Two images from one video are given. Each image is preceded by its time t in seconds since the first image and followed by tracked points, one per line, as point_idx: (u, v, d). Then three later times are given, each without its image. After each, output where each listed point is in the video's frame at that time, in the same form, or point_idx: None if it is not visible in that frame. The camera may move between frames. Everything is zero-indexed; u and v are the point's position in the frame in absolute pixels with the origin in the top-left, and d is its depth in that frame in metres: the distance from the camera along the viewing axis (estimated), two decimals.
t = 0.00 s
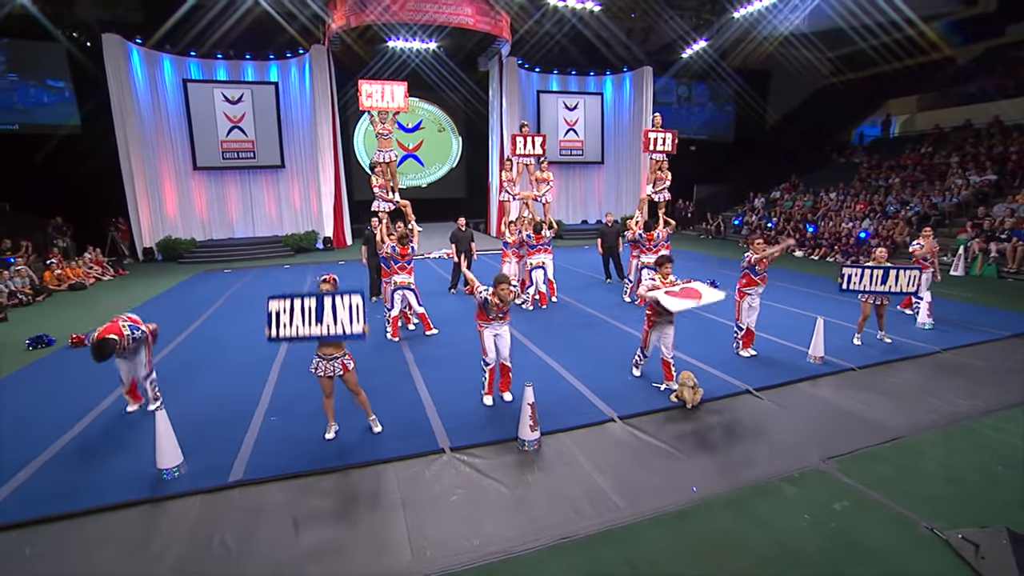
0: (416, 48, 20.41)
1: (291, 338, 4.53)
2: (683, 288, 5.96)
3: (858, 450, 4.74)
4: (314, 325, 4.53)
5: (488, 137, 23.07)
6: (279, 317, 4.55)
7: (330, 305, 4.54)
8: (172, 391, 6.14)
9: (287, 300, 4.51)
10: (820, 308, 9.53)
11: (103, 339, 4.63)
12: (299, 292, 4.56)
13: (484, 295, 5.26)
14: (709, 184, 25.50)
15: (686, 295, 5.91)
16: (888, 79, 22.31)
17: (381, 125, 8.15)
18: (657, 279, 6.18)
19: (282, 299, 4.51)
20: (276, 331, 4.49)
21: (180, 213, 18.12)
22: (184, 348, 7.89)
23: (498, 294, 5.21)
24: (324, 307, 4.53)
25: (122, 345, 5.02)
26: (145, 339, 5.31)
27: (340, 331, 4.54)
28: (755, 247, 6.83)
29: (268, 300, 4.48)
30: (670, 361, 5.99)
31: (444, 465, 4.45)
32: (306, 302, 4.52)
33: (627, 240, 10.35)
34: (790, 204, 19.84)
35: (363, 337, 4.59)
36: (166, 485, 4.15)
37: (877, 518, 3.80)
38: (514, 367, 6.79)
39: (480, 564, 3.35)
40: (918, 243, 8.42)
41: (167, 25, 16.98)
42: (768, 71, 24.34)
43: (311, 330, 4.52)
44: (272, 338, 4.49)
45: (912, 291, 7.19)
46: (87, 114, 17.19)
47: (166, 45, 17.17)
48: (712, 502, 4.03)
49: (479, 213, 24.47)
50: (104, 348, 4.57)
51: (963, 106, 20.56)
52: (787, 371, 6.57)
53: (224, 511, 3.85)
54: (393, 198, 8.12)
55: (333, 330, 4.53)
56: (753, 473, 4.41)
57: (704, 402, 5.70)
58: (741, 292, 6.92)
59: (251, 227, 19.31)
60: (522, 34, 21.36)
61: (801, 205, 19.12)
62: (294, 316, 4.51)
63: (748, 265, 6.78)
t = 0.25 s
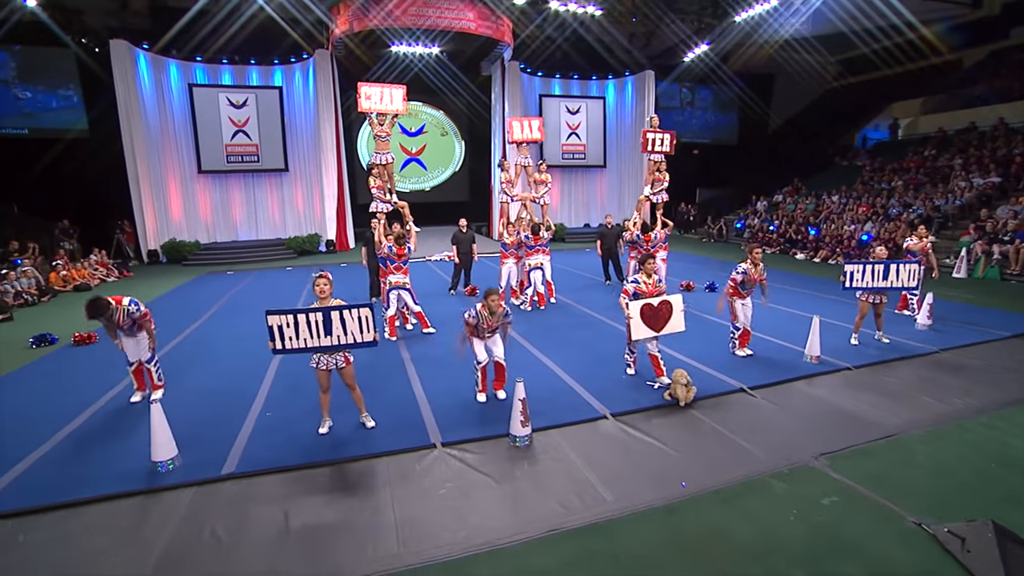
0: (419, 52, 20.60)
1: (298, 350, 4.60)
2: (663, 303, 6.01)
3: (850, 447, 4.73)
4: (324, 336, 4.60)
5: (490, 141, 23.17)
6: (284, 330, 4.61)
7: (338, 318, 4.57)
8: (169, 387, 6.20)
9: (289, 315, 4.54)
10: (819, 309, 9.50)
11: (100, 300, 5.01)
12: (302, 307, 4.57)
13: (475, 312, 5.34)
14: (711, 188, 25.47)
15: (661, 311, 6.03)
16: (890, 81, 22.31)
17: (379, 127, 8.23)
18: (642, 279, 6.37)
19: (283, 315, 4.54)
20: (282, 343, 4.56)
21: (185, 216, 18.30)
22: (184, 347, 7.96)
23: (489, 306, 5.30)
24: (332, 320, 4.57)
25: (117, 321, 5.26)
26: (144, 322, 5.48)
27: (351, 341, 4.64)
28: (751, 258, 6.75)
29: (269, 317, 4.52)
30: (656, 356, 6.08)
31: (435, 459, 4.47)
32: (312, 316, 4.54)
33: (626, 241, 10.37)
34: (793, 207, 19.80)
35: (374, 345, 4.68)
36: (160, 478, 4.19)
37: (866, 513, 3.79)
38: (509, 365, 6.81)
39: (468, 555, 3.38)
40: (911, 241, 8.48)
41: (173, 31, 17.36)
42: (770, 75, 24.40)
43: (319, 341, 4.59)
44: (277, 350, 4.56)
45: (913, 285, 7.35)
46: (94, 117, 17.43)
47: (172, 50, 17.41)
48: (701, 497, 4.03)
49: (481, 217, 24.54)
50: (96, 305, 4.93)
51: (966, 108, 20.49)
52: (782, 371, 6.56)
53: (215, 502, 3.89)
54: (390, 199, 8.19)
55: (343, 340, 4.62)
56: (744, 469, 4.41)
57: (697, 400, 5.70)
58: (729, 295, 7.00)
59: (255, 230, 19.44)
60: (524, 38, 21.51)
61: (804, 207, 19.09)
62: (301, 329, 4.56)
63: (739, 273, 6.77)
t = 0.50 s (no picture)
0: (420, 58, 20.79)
1: (292, 344, 4.63)
2: (652, 283, 5.99)
3: (838, 443, 4.74)
4: (320, 330, 4.65)
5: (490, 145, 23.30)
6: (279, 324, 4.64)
7: (335, 312, 4.64)
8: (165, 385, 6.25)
9: (285, 308, 4.58)
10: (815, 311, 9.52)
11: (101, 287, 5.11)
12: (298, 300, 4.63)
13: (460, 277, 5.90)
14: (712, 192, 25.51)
15: (649, 291, 6.02)
16: (890, 85, 22.38)
17: (376, 129, 8.32)
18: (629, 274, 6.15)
19: (279, 307, 4.58)
20: (277, 337, 4.60)
21: (187, 219, 18.44)
22: (181, 346, 8.02)
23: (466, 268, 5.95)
24: (329, 314, 4.64)
25: (116, 309, 5.29)
26: (142, 316, 5.50)
27: (347, 335, 4.69)
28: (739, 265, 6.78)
29: (265, 310, 4.55)
30: (644, 353, 6.15)
31: (425, 454, 4.51)
32: (309, 310, 4.61)
33: (622, 243, 10.42)
34: (792, 210, 19.83)
35: (369, 339, 4.78)
36: (152, 471, 4.24)
37: (852, 508, 3.80)
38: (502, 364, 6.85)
39: (452, 546, 3.41)
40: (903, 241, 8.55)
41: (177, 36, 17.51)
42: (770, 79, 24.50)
43: (315, 335, 4.64)
44: (272, 344, 4.60)
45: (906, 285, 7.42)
46: (98, 121, 17.61)
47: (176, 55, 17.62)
48: (688, 491, 4.05)
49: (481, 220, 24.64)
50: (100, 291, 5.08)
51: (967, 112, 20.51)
52: (775, 370, 6.58)
53: (206, 495, 3.93)
54: (386, 200, 8.25)
55: (339, 334, 4.68)
56: (732, 465, 4.43)
57: (688, 398, 5.72)
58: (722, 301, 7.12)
59: (256, 233, 19.58)
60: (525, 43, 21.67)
61: (804, 211, 19.12)
62: (296, 322, 4.61)
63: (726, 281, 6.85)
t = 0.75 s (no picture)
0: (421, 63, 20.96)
1: (287, 342, 4.70)
2: (641, 281, 6.03)
3: (827, 440, 4.76)
4: (315, 329, 4.71)
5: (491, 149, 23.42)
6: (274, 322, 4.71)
7: (330, 311, 4.70)
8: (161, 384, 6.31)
9: (281, 307, 4.65)
10: (811, 312, 9.53)
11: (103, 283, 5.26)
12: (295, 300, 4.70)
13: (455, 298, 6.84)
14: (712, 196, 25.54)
15: (639, 288, 6.07)
16: (889, 90, 22.41)
17: (372, 132, 8.41)
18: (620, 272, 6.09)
19: (276, 306, 4.65)
20: (272, 335, 4.66)
21: (189, 223, 18.59)
22: (179, 346, 8.10)
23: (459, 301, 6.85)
24: (324, 313, 4.70)
25: (116, 305, 5.45)
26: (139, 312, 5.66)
27: (341, 335, 4.74)
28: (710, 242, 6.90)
29: (261, 308, 4.63)
30: (636, 351, 6.19)
31: (415, 449, 4.56)
32: (305, 308, 4.68)
33: (618, 245, 10.47)
34: (792, 214, 19.85)
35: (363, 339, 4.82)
36: (145, 465, 4.30)
37: (836, 502, 3.82)
38: (495, 364, 6.89)
39: (438, 537, 3.45)
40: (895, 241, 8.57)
41: (180, 43, 17.80)
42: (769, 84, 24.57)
43: (310, 334, 4.70)
44: (267, 342, 4.66)
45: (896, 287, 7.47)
46: (103, 126, 17.81)
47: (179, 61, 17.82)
48: (675, 486, 4.07)
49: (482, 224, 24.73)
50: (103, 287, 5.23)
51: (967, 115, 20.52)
52: (768, 369, 6.60)
53: (197, 488, 3.99)
54: (381, 202, 8.33)
55: (334, 333, 4.73)
56: (719, 461, 4.45)
57: (679, 397, 5.75)
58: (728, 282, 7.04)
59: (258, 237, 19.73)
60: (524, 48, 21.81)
61: (803, 214, 19.14)
62: (292, 321, 4.67)
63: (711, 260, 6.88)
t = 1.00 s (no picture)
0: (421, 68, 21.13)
1: (280, 335, 4.77)
2: (634, 282, 6.10)
3: (815, 436, 4.79)
4: (308, 322, 4.77)
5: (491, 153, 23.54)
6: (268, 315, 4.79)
7: (323, 305, 4.76)
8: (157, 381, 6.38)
9: (275, 300, 4.74)
10: (806, 313, 9.54)
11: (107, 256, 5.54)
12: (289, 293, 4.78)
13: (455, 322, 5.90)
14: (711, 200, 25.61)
15: (632, 289, 6.15)
16: (887, 94, 22.50)
17: (368, 134, 8.51)
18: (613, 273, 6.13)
19: (270, 299, 4.74)
20: (265, 328, 4.75)
21: (191, 227, 18.72)
22: (177, 346, 8.17)
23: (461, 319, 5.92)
24: (317, 307, 4.76)
25: (114, 284, 5.65)
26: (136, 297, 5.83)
27: (334, 330, 4.79)
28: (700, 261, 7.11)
29: (256, 301, 4.72)
30: (631, 351, 6.22)
31: (405, 444, 4.61)
32: (299, 301, 4.75)
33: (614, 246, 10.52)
34: (790, 217, 19.89)
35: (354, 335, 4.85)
36: (139, 458, 4.36)
37: (819, 496, 3.86)
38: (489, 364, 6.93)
39: (424, 528, 3.50)
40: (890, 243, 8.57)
41: (182, 49, 18.02)
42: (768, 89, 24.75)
43: (303, 327, 4.76)
44: (260, 335, 4.75)
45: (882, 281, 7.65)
46: (106, 131, 17.99)
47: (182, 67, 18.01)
48: (661, 481, 4.11)
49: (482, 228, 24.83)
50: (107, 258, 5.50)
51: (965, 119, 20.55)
52: (760, 368, 6.63)
53: (188, 480, 4.05)
54: (378, 204, 8.40)
55: (326, 327, 4.79)
56: (706, 456, 4.49)
57: (670, 395, 5.79)
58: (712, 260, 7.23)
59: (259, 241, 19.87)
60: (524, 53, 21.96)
61: (802, 218, 19.18)
62: (285, 314, 4.75)
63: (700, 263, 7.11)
